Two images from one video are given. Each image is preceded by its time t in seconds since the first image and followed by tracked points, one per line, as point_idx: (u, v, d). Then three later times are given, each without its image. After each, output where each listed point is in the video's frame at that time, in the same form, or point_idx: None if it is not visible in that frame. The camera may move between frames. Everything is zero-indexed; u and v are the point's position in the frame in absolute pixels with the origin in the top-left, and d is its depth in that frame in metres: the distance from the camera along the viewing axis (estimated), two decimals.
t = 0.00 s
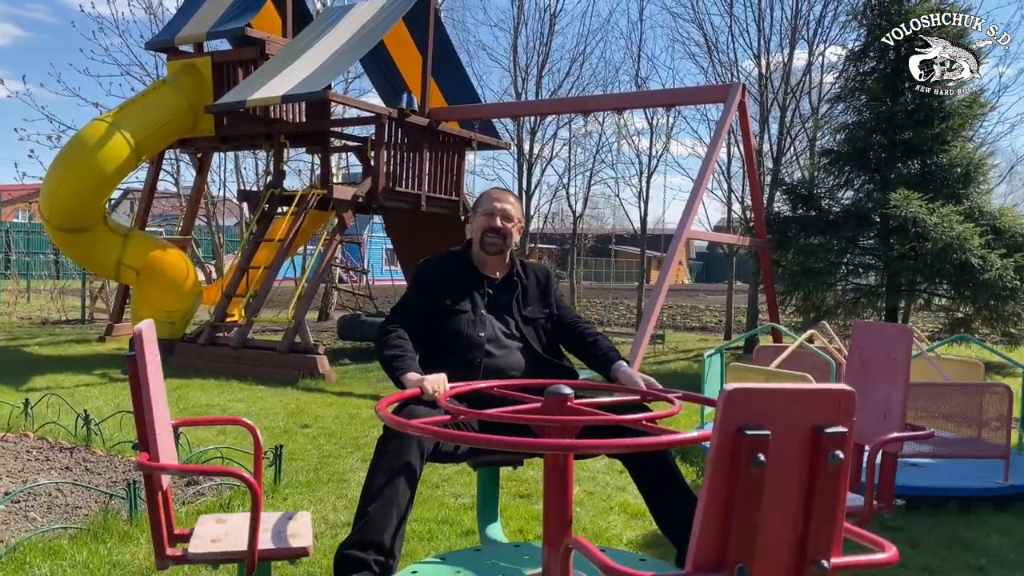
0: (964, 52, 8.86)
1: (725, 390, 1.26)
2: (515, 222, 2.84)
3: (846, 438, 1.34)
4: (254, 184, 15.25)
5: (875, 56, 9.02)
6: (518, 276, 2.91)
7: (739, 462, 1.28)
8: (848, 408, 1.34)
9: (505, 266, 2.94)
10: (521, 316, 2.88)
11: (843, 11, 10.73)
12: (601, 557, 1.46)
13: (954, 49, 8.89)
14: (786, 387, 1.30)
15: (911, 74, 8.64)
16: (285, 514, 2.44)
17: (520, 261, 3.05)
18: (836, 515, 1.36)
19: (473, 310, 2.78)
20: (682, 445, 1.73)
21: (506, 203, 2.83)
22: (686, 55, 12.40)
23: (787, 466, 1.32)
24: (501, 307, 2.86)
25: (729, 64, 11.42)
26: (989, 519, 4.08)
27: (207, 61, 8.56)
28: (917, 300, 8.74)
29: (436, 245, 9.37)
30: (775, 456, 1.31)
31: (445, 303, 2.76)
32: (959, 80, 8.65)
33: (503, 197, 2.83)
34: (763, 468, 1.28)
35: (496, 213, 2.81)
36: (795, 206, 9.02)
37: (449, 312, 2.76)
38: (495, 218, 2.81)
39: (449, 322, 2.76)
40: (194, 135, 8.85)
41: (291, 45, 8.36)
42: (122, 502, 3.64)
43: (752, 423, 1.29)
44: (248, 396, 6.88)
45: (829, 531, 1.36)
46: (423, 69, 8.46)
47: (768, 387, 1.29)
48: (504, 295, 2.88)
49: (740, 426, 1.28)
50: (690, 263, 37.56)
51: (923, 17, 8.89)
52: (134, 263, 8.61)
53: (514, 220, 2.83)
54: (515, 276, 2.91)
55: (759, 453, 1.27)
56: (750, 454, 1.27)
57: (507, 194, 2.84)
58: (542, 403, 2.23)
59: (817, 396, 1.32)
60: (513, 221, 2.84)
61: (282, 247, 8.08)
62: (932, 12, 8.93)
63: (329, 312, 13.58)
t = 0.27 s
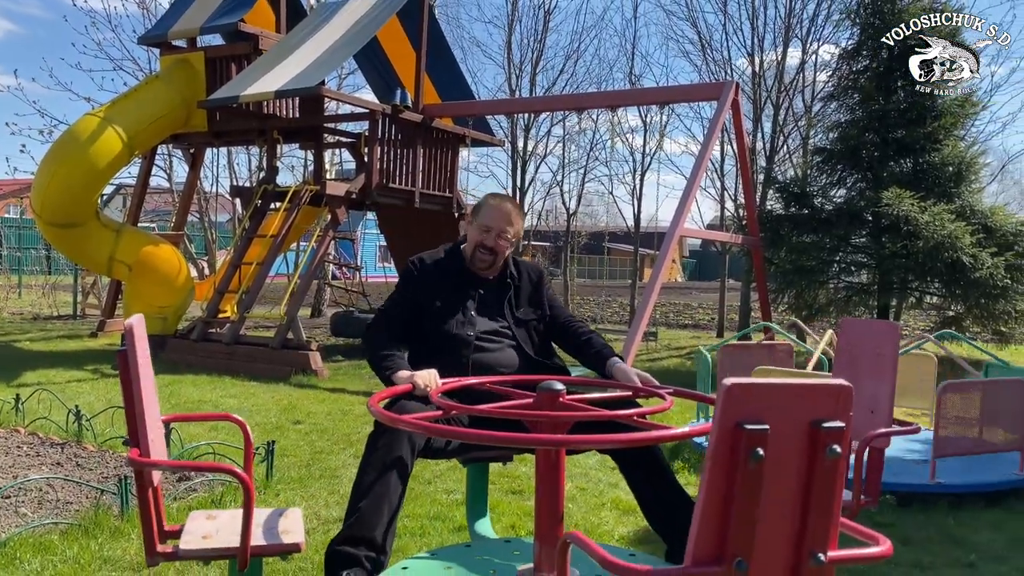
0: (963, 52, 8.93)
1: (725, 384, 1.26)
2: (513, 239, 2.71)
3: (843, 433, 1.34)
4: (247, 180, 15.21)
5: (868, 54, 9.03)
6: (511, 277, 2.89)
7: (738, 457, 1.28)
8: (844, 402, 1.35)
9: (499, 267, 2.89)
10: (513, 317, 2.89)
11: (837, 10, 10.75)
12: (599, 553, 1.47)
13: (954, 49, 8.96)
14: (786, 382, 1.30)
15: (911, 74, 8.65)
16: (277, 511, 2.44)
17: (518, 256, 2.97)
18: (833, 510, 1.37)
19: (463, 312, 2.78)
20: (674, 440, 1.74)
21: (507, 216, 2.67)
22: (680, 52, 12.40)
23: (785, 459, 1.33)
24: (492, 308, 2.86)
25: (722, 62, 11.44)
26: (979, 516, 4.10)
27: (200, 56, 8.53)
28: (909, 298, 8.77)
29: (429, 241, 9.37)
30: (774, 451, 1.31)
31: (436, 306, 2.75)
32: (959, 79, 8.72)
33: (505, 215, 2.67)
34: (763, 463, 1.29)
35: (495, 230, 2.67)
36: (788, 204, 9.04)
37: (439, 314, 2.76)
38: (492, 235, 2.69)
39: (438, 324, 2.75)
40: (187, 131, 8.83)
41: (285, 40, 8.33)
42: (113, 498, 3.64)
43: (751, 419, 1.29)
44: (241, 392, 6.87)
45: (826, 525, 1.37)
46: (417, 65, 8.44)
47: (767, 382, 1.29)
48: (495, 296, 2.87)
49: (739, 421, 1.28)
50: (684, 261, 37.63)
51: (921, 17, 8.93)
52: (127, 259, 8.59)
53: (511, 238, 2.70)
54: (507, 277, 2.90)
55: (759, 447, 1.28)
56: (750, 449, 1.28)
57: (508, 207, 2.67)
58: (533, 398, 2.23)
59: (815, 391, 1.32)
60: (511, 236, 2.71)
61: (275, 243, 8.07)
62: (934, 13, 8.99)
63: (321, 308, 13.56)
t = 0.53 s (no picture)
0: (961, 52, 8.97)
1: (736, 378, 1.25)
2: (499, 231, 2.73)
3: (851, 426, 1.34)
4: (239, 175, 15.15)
5: (862, 50, 9.07)
6: (499, 275, 2.90)
7: (749, 451, 1.28)
8: (852, 395, 1.34)
9: (488, 264, 2.90)
10: (504, 315, 2.88)
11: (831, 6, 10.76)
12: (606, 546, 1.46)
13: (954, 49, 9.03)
14: (796, 375, 1.29)
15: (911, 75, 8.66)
16: (268, 507, 2.42)
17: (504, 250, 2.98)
18: (840, 502, 1.37)
19: (451, 311, 2.77)
20: (668, 434, 1.74)
21: (490, 206, 2.69)
22: (674, 48, 12.40)
23: (793, 452, 1.32)
24: (482, 306, 2.86)
25: (716, 58, 11.44)
26: (970, 511, 4.12)
27: (192, 50, 8.50)
28: (901, 294, 8.80)
29: (421, 236, 9.34)
30: (783, 444, 1.31)
31: (423, 303, 2.75)
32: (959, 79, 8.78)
33: (489, 206, 2.69)
34: (773, 457, 1.28)
35: (480, 222, 2.69)
36: (781, 200, 9.04)
37: (425, 312, 2.75)
38: (478, 227, 2.70)
39: (425, 322, 2.75)
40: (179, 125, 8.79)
41: (278, 34, 8.30)
42: (105, 493, 3.62)
43: (762, 413, 1.28)
44: (233, 388, 6.84)
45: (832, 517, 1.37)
46: (411, 60, 8.41)
47: (778, 375, 1.28)
48: (484, 294, 2.87)
49: (750, 415, 1.27)
50: (677, 257, 37.68)
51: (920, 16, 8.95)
52: (119, 253, 8.55)
53: (497, 230, 2.72)
54: (497, 274, 2.90)
55: (769, 441, 1.27)
56: (761, 443, 1.27)
57: (492, 199, 2.69)
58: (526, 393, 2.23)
59: (824, 384, 1.32)
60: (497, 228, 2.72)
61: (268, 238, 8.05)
62: (934, 12, 8.99)
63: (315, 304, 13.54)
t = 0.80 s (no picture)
0: (962, 53, 9.00)
1: (753, 371, 1.25)
2: (475, 196, 2.86)
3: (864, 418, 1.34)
4: (233, 169, 15.09)
5: (857, 46, 9.04)
6: (485, 262, 2.92)
7: (766, 442, 1.28)
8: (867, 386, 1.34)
9: (472, 252, 2.94)
10: (494, 301, 2.89)
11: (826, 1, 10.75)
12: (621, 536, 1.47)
13: (954, 49, 9.04)
14: (811, 368, 1.29)
15: (912, 73, 8.65)
16: (262, 503, 2.41)
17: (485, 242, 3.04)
18: (853, 493, 1.37)
19: (440, 300, 2.77)
20: (665, 428, 1.74)
21: (466, 180, 2.85)
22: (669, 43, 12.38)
23: (809, 445, 1.32)
24: (470, 294, 2.86)
25: (711, 53, 11.43)
26: (963, 505, 4.13)
27: (186, 44, 8.46)
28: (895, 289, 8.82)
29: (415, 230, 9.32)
30: (798, 437, 1.31)
31: (412, 293, 2.73)
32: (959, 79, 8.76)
33: (461, 174, 2.86)
34: (790, 449, 1.28)
35: (456, 188, 2.83)
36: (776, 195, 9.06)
37: (415, 302, 2.73)
38: (455, 194, 2.83)
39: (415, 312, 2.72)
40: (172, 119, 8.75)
41: (272, 27, 8.26)
42: (99, 488, 3.61)
43: (780, 405, 1.28)
44: (227, 382, 6.82)
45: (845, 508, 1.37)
46: (405, 54, 8.37)
47: (795, 367, 1.28)
48: (472, 282, 2.88)
49: (768, 408, 1.27)
50: (671, 252, 37.71)
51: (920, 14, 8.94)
52: (112, 248, 8.51)
53: (473, 192, 2.86)
54: (482, 261, 2.93)
55: (786, 433, 1.27)
56: (777, 435, 1.27)
57: (463, 170, 2.88)
58: (521, 388, 2.22)
59: (839, 376, 1.31)
60: (472, 195, 2.86)
61: (262, 232, 8.02)
62: (933, 11, 8.95)
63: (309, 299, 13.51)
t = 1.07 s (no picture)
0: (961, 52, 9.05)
1: (771, 366, 1.24)
2: (459, 184, 2.84)
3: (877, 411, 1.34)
4: (228, 164, 15.05)
5: (852, 42, 9.02)
6: (472, 250, 2.93)
7: (783, 437, 1.27)
8: (880, 379, 1.34)
9: (458, 241, 2.94)
10: (481, 289, 2.88)
11: None
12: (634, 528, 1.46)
13: (954, 50, 9.08)
14: (828, 362, 1.28)
15: (913, 75, 8.68)
16: (256, 502, 2.40)
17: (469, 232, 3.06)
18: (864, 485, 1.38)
19: (431, 288, 2.77)
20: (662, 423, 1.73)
21: (448, 168, 2.82)
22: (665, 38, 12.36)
23: (824, 440, 1.32)
24: (458, 282, 2.86)
25: (707, 48, 11.43)
26: (958, 499, 4.14)
27: (180, 38, 8.44)
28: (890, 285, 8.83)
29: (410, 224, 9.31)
30: (814, 430, 1.31)
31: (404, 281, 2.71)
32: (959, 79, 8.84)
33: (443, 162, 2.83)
34: (807, 442, 1.28)
35: (439, 176, 2.81)
36: (771, 190, 9.05)
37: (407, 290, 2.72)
38: (439, 182, 2.81)
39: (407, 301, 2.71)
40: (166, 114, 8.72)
41: (266, 22, 8.22)
42: (93, 484, 3.60)
43: (797, 398, 1.27)
44: (222, 378, 6.81)
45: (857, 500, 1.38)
46: (401, 49, 8.34)
47: (813, 362, 1.27)
48: (459, 270, 2.88)
49: (785, 402, 1.27)
50: (667, 248, 37.75)
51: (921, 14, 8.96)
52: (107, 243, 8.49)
53: (456, 179, 2.83)
54: (469, 249, 2.92)
55: (804, 427, 1.27)
56: (795, 429, 1.27)
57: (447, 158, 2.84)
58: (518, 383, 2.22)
59: (854, 370, 1.31)
60: (456, 183, 2.84)
61: (257, 228, 8.01)
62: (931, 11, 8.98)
63: (305, 294, 13.50)
